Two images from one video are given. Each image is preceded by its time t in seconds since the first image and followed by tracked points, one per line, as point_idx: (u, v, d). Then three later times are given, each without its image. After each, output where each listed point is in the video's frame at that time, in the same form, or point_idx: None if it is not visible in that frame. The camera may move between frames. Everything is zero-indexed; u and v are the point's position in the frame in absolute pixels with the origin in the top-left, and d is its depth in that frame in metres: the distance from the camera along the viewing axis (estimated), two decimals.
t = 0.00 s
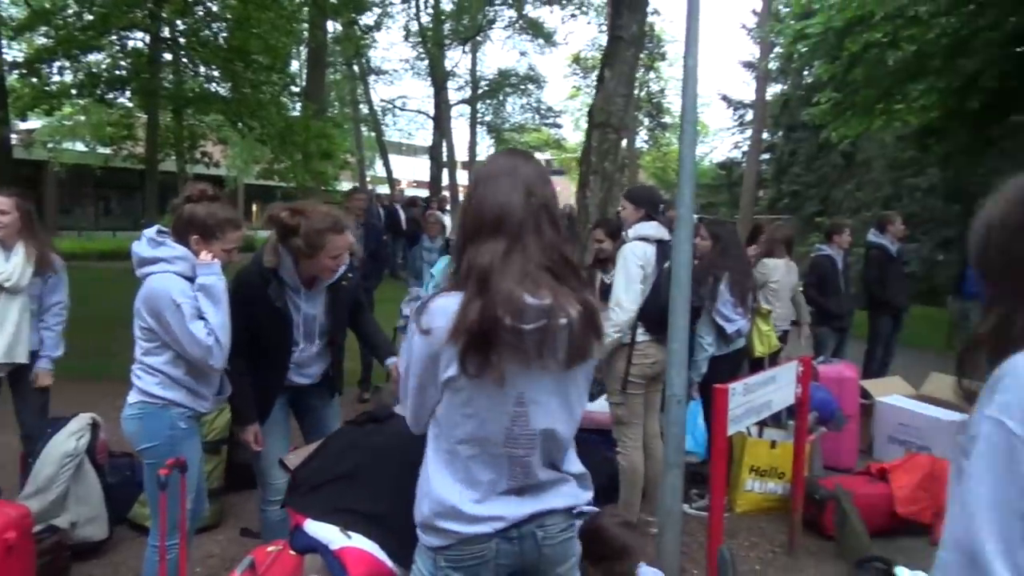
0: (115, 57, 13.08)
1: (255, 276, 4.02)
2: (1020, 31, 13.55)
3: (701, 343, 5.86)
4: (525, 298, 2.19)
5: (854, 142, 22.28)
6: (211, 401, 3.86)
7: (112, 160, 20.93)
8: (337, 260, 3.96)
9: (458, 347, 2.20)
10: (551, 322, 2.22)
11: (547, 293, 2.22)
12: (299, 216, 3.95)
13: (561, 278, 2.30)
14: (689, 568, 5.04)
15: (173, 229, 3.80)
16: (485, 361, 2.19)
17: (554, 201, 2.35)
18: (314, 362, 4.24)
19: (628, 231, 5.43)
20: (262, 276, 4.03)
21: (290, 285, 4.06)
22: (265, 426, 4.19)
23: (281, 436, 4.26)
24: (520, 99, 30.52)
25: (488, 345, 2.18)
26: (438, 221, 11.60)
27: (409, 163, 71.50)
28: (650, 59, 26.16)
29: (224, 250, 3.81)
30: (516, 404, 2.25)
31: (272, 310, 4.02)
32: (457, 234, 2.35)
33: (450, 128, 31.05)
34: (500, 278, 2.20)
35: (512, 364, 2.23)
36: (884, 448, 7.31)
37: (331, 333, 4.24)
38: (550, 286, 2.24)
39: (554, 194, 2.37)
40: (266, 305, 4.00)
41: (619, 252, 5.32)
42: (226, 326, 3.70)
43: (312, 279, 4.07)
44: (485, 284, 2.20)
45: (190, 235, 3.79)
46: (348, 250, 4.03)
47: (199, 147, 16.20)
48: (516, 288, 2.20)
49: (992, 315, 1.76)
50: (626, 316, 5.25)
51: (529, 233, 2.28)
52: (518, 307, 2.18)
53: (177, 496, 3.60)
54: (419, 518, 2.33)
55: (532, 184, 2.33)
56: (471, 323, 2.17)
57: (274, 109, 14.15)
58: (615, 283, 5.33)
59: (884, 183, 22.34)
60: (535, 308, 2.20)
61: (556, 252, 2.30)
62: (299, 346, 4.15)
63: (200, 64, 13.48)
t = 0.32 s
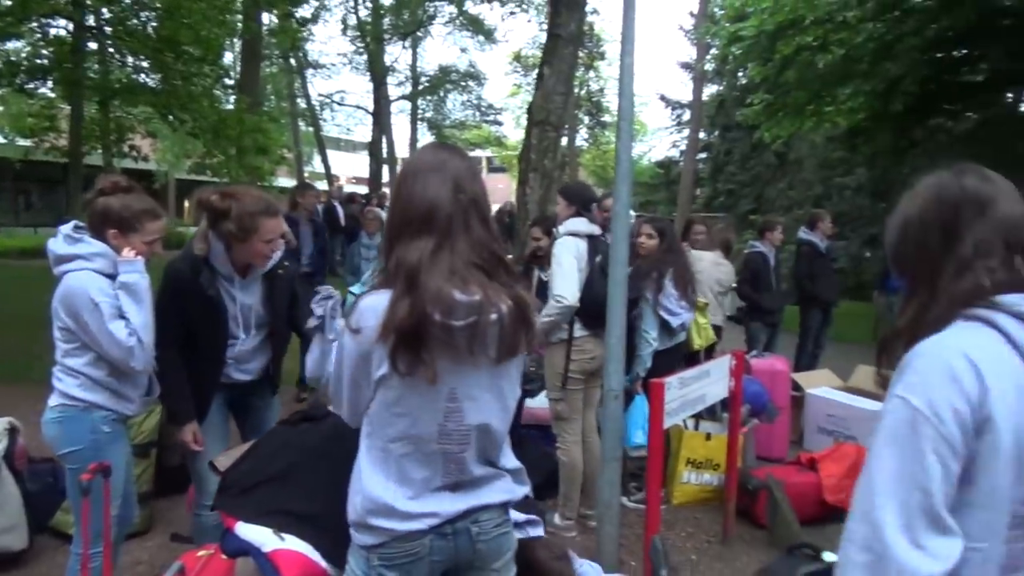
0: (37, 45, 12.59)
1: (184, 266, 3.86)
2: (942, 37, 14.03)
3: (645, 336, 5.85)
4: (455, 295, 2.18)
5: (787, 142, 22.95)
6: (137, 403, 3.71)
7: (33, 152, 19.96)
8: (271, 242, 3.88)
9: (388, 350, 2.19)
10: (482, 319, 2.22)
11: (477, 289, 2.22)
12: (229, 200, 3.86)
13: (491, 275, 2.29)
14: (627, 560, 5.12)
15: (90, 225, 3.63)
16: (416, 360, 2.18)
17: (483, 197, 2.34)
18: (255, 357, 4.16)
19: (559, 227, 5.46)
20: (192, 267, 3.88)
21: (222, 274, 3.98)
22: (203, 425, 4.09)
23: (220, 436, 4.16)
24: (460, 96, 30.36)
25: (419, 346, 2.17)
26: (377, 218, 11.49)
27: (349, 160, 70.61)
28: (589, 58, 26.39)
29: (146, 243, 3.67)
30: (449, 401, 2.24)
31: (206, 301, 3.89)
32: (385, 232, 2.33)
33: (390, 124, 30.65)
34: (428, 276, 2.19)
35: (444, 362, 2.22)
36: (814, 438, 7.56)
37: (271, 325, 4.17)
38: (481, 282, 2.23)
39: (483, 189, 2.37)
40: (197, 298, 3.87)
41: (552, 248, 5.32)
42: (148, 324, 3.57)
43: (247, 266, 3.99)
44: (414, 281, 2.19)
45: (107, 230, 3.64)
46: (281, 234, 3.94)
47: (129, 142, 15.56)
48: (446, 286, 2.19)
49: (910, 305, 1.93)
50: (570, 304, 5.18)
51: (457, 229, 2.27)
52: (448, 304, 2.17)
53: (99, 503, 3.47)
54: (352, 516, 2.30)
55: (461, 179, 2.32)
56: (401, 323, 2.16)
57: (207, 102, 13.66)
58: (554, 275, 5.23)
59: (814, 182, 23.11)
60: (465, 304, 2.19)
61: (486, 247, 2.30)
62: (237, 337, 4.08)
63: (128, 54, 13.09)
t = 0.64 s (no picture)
0: None
1: (114, 254, 3.71)
2: (867, 37, 14.56)
3: (597, 331, 6.01)
4: (399, 292, 2.16)
5: (721, 138, 23.48)
6: (60, 412, 3.56)
7: None
8: (198, 224, 3.75)
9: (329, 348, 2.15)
10: (426, 315, 2.21)
11: (421, 285, 2.20)
12: (155, 179, 3.73)
13: (433, 270, 2.29)
14: (570, 553, 5.17)
15: None
16: (359, 358, 2.15)
17: (423, 192, 2.33)
18: (196, 351, 3.97)
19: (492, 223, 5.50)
20: (121, 252, 3.73)
21: (151, 259, 3.78)
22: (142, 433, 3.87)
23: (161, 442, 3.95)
24: (399, 93, 29.95)
25: (363, 345, 2.14)
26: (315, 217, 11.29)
27: (285, 158, 69.18)
28: (528, 55, 26.44)
29: (61, 236, 3.52)
30: (394, 400, 2.23)
31: (139, 288, 3.74)
32: (322, 229, 2.28)
33: (327, 121, 30.06)
34: (370, 272, 2.16)
35: (389, 360, 2.21)
36: (750, 427, 7.75)
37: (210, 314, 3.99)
38: (424, 278, 2.23)
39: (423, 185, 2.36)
40: (133, 283, 3.72)
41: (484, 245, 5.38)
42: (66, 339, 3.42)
43: (178, 251, 3.82)
44: (356, 278, 2.15)
45: (16, 228, 3.47)
46: (210, 216, 3.83)
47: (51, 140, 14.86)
48: (388, 283, 2.16)
49: (831, 297, 2.02)
50: (493, 301, 5.28)
51: (396, 225, 2.25)
52: (392, 301, 2.15)
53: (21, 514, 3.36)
54: (292, 523, 2.25)
55: (398, 175, 2.29)
56: (345, 319, 2.11)
57: (133, 98, 13.14)
58: (480, 275, 5.36)
59: (747, 178, 23.70)
60: (410, 301, 2.17)
61: (427, 243, 2.28)
62: (174, 329, 3.87)
63: (47, 47, 12.63)
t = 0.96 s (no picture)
0: None
1: (39, 253, 3.57)
2: (797, 48, 15.05)
3: (545, 336, 6.05)
4: (343, 300, 2.15)
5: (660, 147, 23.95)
6: None
7: None
8: (129, 217, 3.61)
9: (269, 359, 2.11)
10: (370, 324, 2.19)
11: (365, 294, 2.19)
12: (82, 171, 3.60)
13: (378, 279, 2.26)
14: (516, 559, 5.17)
15: None
16: (301, 368, 2.12)
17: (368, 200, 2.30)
18: (134, 357, 3.77)
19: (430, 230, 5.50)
20: (46, 248, 3.59)
21: (79, 255, 3.63)
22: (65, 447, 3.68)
23: (93, 456, 3.74)
24: (339, 99, 29.50)
25: (306, 355, 2.11)
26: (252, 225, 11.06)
27: (223, 166, 67.67)
28: (470, 63, 26.42)
29: None
30: (335, 411, 2.19)
31: (65, 289, 3.58)
32: (263, 237, 2.23)
33: (265, 127, 29.48)
34: (313, 281, 2.13)
35: (332, 369, 2.17)
36: (692, 428, 7.86)
37: (149, 312, 3.78)
38: (368, 286, 2.21)
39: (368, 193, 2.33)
40: (58, 283, 3.56)
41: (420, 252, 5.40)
42: None
43: (109, 247, 3.68)
44: (298, 288, 2.12)
45: None
46: (143, 210, 3.68)
47: None
48: (330, 291, 2.14)
49: (763, 300, 2.09)
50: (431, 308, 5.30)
51: (340, 234, 2.22)
52: (336, 308, 2.14)
53: None
54: (231, 539, 2.20)
55: (344, 181, 2.26)
56: (287, 329, 2.08)
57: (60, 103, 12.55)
58: (417, 281, 5.40)
59: (686, 185, 24.21)
60: (354, 309, 2.16)
61: (373, 252, 2.26)
62: (104, 331, 3.69)
63: None
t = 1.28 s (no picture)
0: None
1: (11, 248, 3.42)
2: (747, 53, 15.34)
3: (501, 337, 6.03)
4: (295, 305, 2.11)
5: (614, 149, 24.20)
6: None
7: None
8: (102, 210, 3.61)
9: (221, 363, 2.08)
10: (322, 330, 2.15)
11: (317, 299, 2.15)
12: (53, 165, 3.56)
13: (334, 285, 2.24)
14: (472, 560, 5.16)
15: None
16: (251, 376, 2.08)
17: (320, 205, 2.28)
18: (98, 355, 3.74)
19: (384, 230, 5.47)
20: (16, 245, 3.44)
21: (48, 250, 3.53)
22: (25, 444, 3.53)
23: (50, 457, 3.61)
24: (292, 99, 28.93)
25: (257, 361, 2.08)
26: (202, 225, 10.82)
27: (172, 165, 66.14)
28: (425, 63, 26.29)
29: None
30: (283, 412, 2.16)
31: (38, 282, 3.46)
32: (213, 240, 2.20)
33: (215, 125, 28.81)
34: (265, 285, 2.10)
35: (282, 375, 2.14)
36: (645, 427, 7.97)
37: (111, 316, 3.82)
38: (322, 291, 2.18)
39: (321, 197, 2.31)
40: (29, 277, 3.42)
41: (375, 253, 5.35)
42: None
43: (79, 242, 3.63)
44: (249, 294, 2.09)
45: None
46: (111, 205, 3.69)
47: None
48: (282, 296, 2.11)
49: (713, 300, 2.14)
50: (389, 309, 5.27)
51: (293, 239, 2.19)
52: (287, 315, 2.09)
53: None
54: (175, 541, 2.17)
55: (297, 186, 2.23)
56: (238, 336, 2.05)
57: None
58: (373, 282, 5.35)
59: (640, 187, 24.50)
60: (305, 315, 2.12)
61: (327, 259, 2.24)
62: (73, 329, 3.63)
63: None
